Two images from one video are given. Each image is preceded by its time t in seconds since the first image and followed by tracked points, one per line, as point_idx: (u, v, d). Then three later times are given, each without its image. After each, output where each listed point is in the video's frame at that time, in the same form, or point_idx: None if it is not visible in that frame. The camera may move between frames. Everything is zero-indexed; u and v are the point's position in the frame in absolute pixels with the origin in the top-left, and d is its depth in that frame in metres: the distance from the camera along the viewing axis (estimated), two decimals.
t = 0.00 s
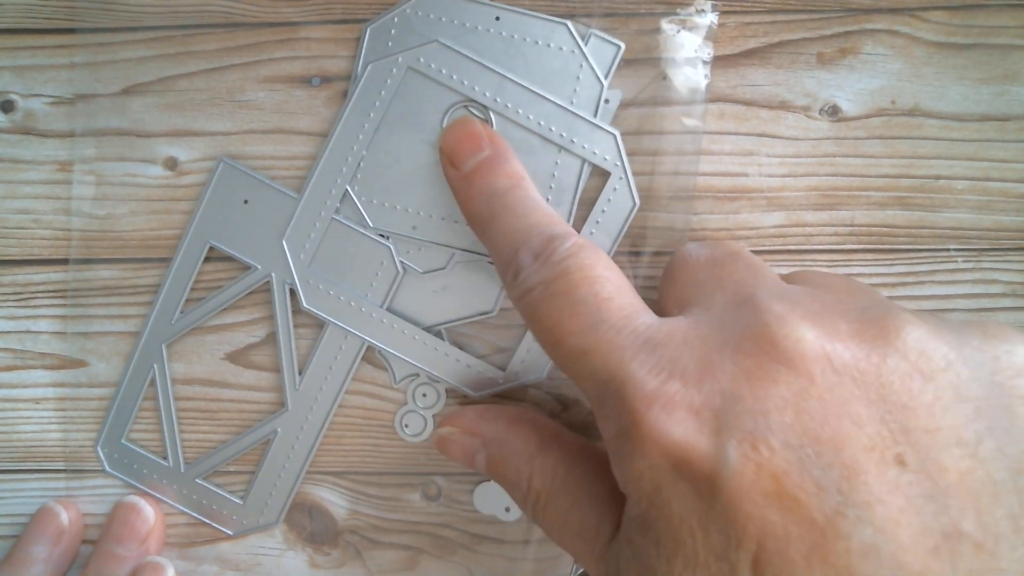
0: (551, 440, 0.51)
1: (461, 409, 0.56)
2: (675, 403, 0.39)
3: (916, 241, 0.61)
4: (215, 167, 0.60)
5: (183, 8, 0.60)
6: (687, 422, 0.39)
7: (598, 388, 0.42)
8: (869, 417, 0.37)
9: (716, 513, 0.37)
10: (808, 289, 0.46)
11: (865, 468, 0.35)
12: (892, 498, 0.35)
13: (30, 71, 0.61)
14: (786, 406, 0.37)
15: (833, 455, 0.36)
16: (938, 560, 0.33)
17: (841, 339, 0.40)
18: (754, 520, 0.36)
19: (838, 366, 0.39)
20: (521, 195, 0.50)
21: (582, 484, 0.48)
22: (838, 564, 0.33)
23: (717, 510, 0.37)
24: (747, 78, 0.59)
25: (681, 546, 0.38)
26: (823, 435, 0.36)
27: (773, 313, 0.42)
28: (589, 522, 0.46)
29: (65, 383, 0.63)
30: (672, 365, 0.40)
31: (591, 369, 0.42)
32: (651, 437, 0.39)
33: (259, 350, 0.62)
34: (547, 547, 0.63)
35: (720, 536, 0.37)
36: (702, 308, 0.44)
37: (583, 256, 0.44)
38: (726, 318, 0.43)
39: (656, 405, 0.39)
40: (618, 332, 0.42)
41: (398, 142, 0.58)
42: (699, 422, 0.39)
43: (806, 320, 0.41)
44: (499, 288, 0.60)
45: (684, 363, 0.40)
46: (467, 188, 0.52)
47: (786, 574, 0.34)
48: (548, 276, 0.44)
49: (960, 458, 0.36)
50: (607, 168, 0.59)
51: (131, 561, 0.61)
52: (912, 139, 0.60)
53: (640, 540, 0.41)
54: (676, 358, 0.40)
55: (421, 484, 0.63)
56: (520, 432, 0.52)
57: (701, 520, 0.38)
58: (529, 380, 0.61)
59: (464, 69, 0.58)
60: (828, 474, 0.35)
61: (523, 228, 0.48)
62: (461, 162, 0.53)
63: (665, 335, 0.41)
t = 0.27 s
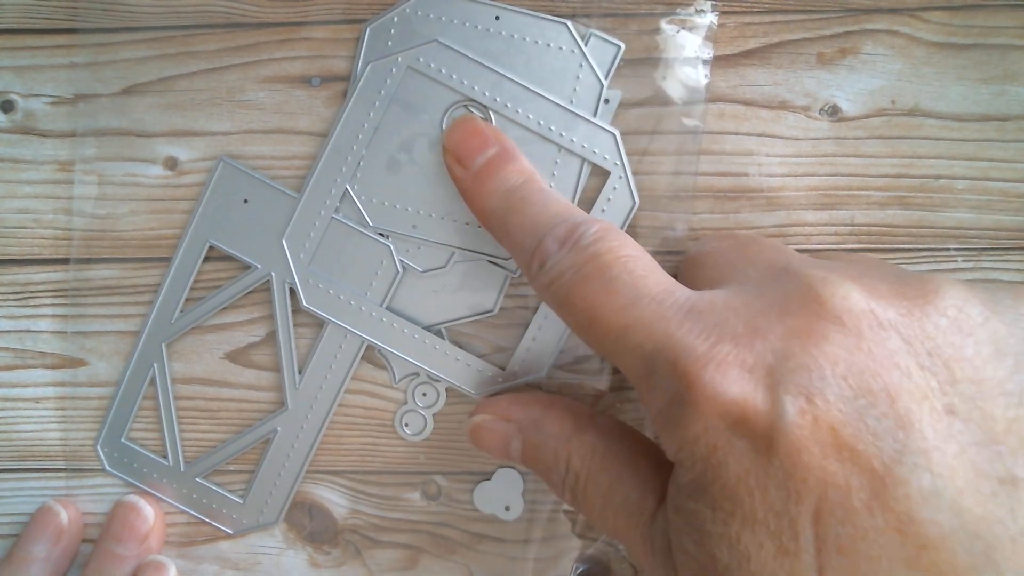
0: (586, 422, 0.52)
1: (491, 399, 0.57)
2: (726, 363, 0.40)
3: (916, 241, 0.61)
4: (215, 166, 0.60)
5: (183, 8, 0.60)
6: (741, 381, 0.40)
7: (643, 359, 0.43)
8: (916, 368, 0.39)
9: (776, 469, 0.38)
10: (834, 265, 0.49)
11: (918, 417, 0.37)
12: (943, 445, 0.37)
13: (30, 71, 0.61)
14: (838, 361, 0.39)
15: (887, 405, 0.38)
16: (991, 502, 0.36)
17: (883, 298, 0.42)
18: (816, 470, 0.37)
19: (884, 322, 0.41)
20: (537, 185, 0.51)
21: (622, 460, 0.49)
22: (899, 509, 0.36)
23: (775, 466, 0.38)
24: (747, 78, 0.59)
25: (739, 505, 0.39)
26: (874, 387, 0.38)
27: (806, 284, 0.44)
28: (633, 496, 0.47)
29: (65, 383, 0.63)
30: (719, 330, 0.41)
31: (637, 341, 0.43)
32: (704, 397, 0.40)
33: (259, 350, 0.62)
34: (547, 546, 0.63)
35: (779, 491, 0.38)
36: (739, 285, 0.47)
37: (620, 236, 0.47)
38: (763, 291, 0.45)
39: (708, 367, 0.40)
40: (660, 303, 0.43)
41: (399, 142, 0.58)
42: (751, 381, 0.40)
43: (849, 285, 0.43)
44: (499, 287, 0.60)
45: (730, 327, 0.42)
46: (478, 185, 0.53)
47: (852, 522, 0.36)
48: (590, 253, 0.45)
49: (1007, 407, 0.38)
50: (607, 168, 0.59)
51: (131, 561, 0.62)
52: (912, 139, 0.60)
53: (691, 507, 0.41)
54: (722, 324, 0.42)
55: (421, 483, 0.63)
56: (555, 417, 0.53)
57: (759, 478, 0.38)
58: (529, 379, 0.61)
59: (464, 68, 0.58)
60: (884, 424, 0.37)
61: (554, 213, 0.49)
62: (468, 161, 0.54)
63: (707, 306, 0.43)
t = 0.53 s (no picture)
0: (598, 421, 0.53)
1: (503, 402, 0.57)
2: (740, 354, 0.40)
3: (917, 240, 0.61)
4: (215, 166, 0.60)
5: (183, 7, 0.60)
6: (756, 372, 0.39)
7: (655, 353, 0.42)
8: (927, 356, 0.39)
9: (792, 457, 0.38)
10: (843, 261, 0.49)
11: (931, 405, 0.38)
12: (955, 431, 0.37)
13: (30, 70, 0.61)
14: (852, 351, 0.39)
15: (902, 392, 0.38)
16: (999, 484, 0.36)
17: (894, 290, 0.43)
18: (832, 458, 0.37)
19: (894, 312, 0.41)
20: (539, 184, 0.52)
21: (634, 458, 0.49)
22: (916, 494, 0.36)
23: (792, 455, 0.38)
24: (747, 77, 0.59)
25: (756, 494, 0.38)
26: (888, 375, 0.38)
27: (813, 277, 0.44)
28: (647, 491, 0.47)
29: (64, 383, 0.63)
30: (732, 321, 0.41)
31: (649, 334, 0.42)
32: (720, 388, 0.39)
33: (259, 350, 0.62)
34: (548, 546, 0.63)
35: (796, 479, 0.37)
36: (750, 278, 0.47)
37: (630, 232, 0.47)
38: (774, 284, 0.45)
39: (724, 357, 0.40)
40: (672, 296, 0.43)
41: (399, 141, 0.58)
42: (766, 372, 0.40)
43: (858, 275, 0.44)
44: (499, 287, 0.60)
45: (743, 319, 0.42)
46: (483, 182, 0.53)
47: (869, 507, 0.36)
48: (601, 248, 0.45)
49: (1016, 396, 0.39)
50: (607, 167, 0.59)
51: (130, 561, 0.61)
52: (912, 138, 0.60)
53: (707, 497, 0.41)
54: (735, 316, 0.42)
55: (421, 483, 0.63)
56: (566, 417, 0.53)
57: (776, 467, 0.38)
58: (530, 379, 0.61)
59: (465, 68, 0.58)
60: (900, 411, 0.37)
61: (562, 209, 0.49)
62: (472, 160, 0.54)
63: (719, 298, 0.43)
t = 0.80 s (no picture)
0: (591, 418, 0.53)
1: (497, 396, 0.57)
2: (731, 363, 0.40)
3: (916, 241, 0.61)
4: (215, 167, 0.60)
5: (183, 8, 0.60)
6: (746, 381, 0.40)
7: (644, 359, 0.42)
8: (918, 366, 0.40)
9: (780, 469, 0.39)
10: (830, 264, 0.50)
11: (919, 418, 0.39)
12: (939, 447, 0.38)
13: (31, 71, 0.61)
14: (842, 361, 0.40)
15: (890, 405, 0.39)
16: (978, 496, 0.38)
17: (886, 297, 0.43)
18: (820, 471, 0.38)
19: (886, 320, 0.41)
20: (536, 185, 0.51)
21: (625, 457, 0.50)
22: (899, 508, 0.37)
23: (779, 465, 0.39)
24: (747, 78, 0.59)
25: (742, 505, 0.40)
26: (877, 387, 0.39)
27: (802, 282, 0.44)
28: (635, 493, 0.48)
29: (64, 383, 0.63)
30: (724, 328, 0.41)
31: (638, 341, 0.42)
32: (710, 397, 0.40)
33: (259, 350, 0.62)
34: (547, 547, 0.63)
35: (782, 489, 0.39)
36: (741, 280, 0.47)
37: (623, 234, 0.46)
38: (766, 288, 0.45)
39: (714, 365, 0.40)
40: (664, 302, 0.43)
41: (398, 142, 0.58)
42: (756, 381, 0.40)
43: (850, 282, 0.44)
44: (499, 287, 0.60)
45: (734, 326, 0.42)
46: (482, 182, 0.53)
47: (852, 521, 0.37)
48: (593, 252, 0.45)
49: (1002, 408, 0.40)
50: (607, 168, 0.59)
51: (131, 561, 0.61)
52: (912, 139, 0.60)
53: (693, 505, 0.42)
54: (728, 322, 0.42)
55: (420, 483, 0.63)
56: (560, 414, 0.53)
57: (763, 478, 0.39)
58: (529, 379, 0.61)
59: (465, 68, 0.58)
60: (888, 422, 0.38)
61: (555, 213, 0.49)
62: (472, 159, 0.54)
63: (710, 304, 0.43)
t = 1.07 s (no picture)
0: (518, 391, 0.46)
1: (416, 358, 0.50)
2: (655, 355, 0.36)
3: (917, 240, 0.61)
4: (215, 166, 0.60)
5: (183, 7, 0.60)
6: (670, 377, 0.36)
7: (568, 343, 0.38)
8: (848, 364, 0.35)
9: (697, 469, 0.35)
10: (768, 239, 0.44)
11: (846, 419, 0.34)
12: (875, 448, 0.34)
13: (31, 71, 0.61)
14: (772, 358, 0.35)
15: (815, 407, 0.34)
16: (914, 505, 0.33)
17: (821, 289, 0.38)
18: (737, 477, 0.34)
19: (819, 319, 0.36)
20: (499, 153, 0.48)
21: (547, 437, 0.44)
22: (820, 514, 0.33)
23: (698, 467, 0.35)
24: (748, 77, 0.59)
25: (659, 505, 0.35)
26: (804, 388, 0.35)
27: (746, 263, 0.39)
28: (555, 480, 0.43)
29: (64, 383, 0.63)
30: (653, 318, 0.37)
31: (565, 323, 0.38)
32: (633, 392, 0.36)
33: (259, 350, 0.62)
34: (547, 546, 0.63)
35: (700, 490, 0.34)
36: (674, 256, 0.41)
37: (556, 209, 0.41)
38: (702, 267, 0.40)
39: (635, 358, 0.36)
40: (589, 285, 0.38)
41: (398, 141, 0.58)
42: (680, 378, 0.36)
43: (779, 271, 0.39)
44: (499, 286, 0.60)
45: (662, 315, 0.37)
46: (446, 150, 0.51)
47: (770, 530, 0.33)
48: (523, 227, 0.40)
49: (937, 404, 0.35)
50: (608, 167, 0.59)
51: (131, 561, 0.61)
52: (912, 138, 0.60)
53: (611, 502, 0.38)
54: (656, 308, 0.37)
55: (421, 483, 0.63)
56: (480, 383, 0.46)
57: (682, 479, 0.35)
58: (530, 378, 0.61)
59: (465, 67, 0.58)
60: (812, 427, 0.34)
61: (488, 189, 0.45)
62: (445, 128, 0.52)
63: (641, 285, 0.38)
